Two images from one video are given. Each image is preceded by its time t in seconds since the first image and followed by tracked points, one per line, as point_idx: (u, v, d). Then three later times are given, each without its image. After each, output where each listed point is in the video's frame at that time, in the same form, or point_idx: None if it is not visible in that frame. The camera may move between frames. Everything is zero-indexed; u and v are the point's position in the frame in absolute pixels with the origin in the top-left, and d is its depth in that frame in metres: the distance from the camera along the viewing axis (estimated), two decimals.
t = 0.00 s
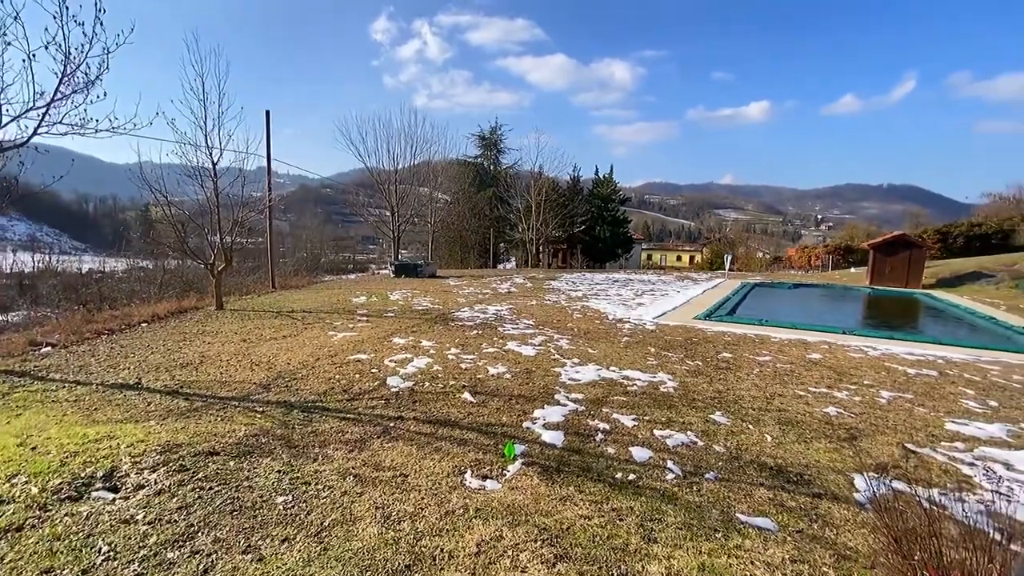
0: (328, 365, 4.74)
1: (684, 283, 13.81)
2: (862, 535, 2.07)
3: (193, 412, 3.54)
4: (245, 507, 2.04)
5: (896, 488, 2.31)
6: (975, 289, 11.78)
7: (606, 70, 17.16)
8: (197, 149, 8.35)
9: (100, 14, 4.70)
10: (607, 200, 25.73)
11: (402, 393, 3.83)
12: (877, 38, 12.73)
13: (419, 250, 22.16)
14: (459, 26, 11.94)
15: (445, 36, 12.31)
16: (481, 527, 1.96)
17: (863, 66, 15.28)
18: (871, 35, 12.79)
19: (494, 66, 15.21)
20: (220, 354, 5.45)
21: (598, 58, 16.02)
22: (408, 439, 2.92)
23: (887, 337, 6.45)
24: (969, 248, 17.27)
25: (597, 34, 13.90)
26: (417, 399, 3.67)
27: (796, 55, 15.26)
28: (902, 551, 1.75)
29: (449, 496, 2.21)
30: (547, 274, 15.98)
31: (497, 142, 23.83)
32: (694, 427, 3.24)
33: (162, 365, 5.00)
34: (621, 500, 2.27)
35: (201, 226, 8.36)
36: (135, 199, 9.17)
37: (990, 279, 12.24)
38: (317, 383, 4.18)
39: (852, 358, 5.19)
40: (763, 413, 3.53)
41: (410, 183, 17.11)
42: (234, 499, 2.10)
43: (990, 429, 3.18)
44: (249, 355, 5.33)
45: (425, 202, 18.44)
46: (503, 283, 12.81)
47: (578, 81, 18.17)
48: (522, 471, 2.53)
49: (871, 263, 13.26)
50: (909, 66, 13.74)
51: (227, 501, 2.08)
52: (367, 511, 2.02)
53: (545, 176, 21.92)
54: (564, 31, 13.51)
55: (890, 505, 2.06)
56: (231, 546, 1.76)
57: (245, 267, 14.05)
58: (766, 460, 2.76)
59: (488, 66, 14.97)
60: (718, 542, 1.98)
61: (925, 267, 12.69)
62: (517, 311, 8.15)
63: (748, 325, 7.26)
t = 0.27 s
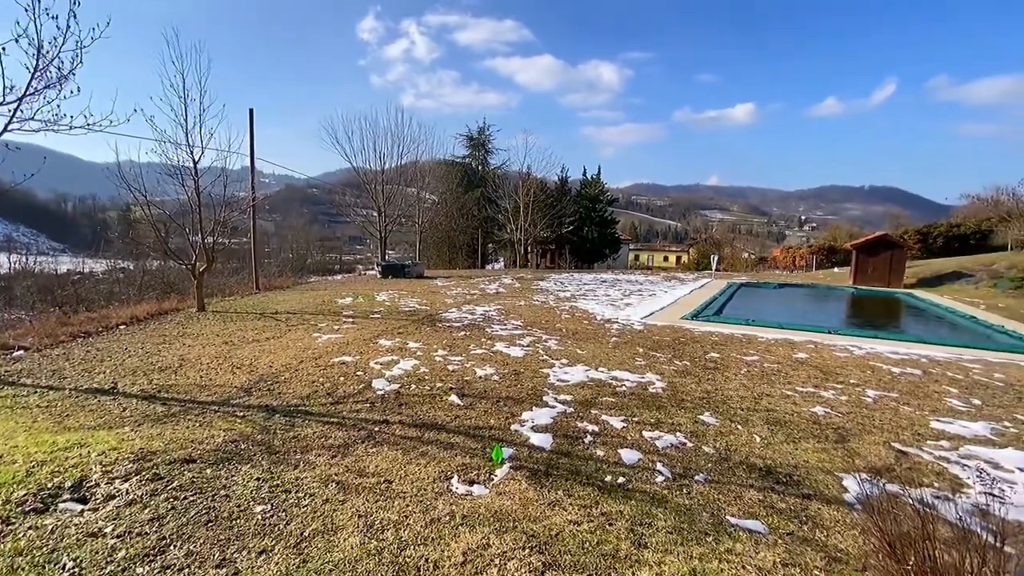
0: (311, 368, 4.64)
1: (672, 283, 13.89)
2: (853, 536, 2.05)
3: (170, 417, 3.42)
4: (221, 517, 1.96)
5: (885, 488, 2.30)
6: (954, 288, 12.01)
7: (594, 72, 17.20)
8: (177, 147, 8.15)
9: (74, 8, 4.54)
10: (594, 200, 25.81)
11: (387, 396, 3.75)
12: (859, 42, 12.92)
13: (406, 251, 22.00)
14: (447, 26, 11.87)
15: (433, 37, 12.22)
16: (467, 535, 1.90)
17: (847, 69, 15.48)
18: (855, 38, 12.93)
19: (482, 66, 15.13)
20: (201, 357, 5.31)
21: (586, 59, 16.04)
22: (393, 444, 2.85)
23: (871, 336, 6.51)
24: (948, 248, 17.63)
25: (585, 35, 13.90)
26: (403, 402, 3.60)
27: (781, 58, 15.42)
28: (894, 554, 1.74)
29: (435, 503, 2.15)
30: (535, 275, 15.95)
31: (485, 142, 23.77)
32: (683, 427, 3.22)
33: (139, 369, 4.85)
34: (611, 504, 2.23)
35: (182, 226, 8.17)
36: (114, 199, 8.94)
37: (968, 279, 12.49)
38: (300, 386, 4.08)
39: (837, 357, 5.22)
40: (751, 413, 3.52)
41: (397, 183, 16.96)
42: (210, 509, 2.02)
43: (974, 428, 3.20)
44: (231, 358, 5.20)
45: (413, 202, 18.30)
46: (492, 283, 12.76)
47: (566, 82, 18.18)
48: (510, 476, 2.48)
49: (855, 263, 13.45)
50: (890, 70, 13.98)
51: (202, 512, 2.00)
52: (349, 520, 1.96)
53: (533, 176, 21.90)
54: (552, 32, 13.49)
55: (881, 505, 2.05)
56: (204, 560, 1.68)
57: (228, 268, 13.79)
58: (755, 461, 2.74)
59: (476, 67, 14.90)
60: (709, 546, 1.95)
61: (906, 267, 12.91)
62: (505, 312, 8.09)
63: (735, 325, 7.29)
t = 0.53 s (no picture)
0: (293, 372, 4.53)
1: (658, 284, 13.95)
2: (843, 540, 2.03)
3: (144, 425, 3.30)
4: (194, 530, 1.88)
5: (874, 490, 2.29)
6: (933, 288, 12.26)
7: (580, 73, 17.22)
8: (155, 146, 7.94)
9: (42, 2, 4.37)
10: (581, 201, 25.91)
11: (371, 400, 3.66)
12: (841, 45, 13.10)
13: (393, 252, 21.84)
14: (433, 26, 11.76)
15: (419, 37, 12.10)
16: (452, 545, 1.84)
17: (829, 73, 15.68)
18: (836, 41, 13.11)
19: (468, 67, 15.05)
20: (178, 361, 5.16)
21: (573, 60, 16.06)
22: (376, 450, 2.77)
23: (855, 336, 6.58)
24: (926, 249, 18.02)
25: (572, 36, 13.89)
26: (387, 406, 3.51)
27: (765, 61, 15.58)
28: (886, 559, 1.71)
29: (419, 512, 2.08)
30: (522, 276, 15.91)
31: (471, 143, 23.68)
32: (671, 429, 3.19)
33: (113, 374, 4.69)
34: (600, 510, 2.19)
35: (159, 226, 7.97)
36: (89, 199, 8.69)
37: (946, 279, 12.76)
38: (281, 390, 3.98)
39: (822, 357, 5.26)
40: (739, 414, 3.50)
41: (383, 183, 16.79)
42: (182, 522, 1.94)
43: (959, 427, 3.22)
44: (210, 363, 5.06)
45: (399, 203, 18.14)
46: (479, 284, 12.68)
47: (552, 84, 18.17)
48: (497, 482, 2.42)
49: (837, 263, 13.65)
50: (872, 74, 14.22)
51: (174, 525, 1.92)
52: (329, 532, 1.89)
53: (520, 177, 21.87)
54: (539, 33, 13.45)
55: (871, 508, 2.03)
56: None
57: (209, 270, 13.50)
58: (744, 463, 2.72)
59: (462, 67, 14.81)
60: (700, 552, 1.91)
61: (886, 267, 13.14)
62: (492, 313, 8.03)
63: (721, 325, 7.32)
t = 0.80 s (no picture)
0: (274, 377, 4.42)
1: (644, 285, 14.03)
2: (830, 542, 2.02)
3: (116, 433, 3.18)
4: (165, 546, 1.80)
5: (859, 491, 2.29)
6: (910, 289, 12.52)
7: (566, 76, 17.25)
8: (131, 145, 7.73)
9: None
10: (567, 203, 26.00)
11: (354, 405, 3.58)
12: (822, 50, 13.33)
13: (378, 253, 21.65)
14: (418, 27, 11.66)
15: (405, 37, 11.99)
16: (436, 556, 1.79)
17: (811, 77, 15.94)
18: (818, 45, 13.27)
19: (454, 69, 14.98)
20: (154, 366, 5.01)
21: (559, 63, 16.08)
22: (359, 457, 2.70)
23: (837, 336, 6.66)
24: (904, 250, 18.38)
25: (558, 39, 13.91)
26: (370, 411, 3.44)
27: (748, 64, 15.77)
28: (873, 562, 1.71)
29: (402, 521, 2.03)
30: (509, 277, 15.88)
31: (457, 144, 23.59)
32: (658, 432, 3.17)
33: (85, 380, 4.53)
34: (587, 516, 2.15)
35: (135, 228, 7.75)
36: (62, 199, 8.43)
37: (923, 279, 13.05)
38: (261, 396, 3.87)
39: (806, 357, 5.31)
40: (725, 415, 3.51)
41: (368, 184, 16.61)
42: (152, 537, 1.86)
43: (940, 426, 3.26)
44: (187, 367, 4.91)
45: (384, 204, 17.97)
46: (465, 286, 12.59)
47: (539, 86, 18.17)
48: (482, 488, 2.37)
49: (818, 264, 13.87)
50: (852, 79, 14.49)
51: (144, 540, 1.84)
52: (308, 544, 1.82)
53: (506, 178, 21.83)
54: (525, 35, 13.44)
55: (859, 510, 2.02)
56: None
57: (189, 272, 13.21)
58: (731, 465, 2.71)
59: (448, 69, 14.72)
60: (688, 558, 1.89)
61: (866, 268, 13.39)
62: (478, 315, 7.97)
63: (707, 326, 7.36)
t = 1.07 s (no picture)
0: (253, 382, 4.31)
1: (629, 287, 14.10)
2: (815, 546, 2.02)
3: (85, 443, 3.05)
4: (132, 564, 1.73)
5: (844, 493, 2.30)
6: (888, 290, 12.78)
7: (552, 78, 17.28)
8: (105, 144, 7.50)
9: None
10: (553, 205, 26.08)
11: (335, 412, 3.49)
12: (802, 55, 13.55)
13: (363, 255, 21.42)
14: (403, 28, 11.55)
15: (389, 39, 11.87)
16: (418, 569, 1.74)
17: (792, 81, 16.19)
18: (800, 49, 13.46)
19: (440, 70, 14.89)
20: (128, 372, 4.84)
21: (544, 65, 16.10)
22: (339, 465, 2.64)
23: (818, 337, 6.75)
24: (881, 251, 18.66)
25: (544, 42, 13.92)
26: (352, 418, 3.36)
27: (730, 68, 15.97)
28: (859, 566, 1.70)
29: (383, 532, 1.97)
30: (495, 279, 15.83)
31: (443, 145, 23.49)
32: (644, 435, 3.16)
33: (54, 388, 4.36)
34: (573, 522, 2.12)
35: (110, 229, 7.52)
36: (33, 199, 8.16)
37: (901, 280, 13.33)
38: (239, 402, 3.77)
39: (789, 358, 5.36)
40: (710, 417, 3.50)
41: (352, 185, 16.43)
42: (118, 554, 1.78)
43: (920, 426, 3.31)
44: (163, 373, 4.76)
45: (369, 205, 17.79)
46: (450, 288, 12.51)
47: (524, 88, 18.17)
48: (466, 496, 2.32)
49: (800, 266, 14.08)
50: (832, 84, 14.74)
51: (109, 558, 1.76)
52: (284, 559, 1.76)
53: (492, 181, 21.79)
54: (511, 37, 13.42)
55: (844, 513, 2.02)
56: None
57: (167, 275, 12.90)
58: (717, 468, 2.70)
59: (434, 70, 14.63)
60: (674, 564, 1.86)
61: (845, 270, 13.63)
62: (464, 317, 7.91)
63: (691, 328, 7.40)
